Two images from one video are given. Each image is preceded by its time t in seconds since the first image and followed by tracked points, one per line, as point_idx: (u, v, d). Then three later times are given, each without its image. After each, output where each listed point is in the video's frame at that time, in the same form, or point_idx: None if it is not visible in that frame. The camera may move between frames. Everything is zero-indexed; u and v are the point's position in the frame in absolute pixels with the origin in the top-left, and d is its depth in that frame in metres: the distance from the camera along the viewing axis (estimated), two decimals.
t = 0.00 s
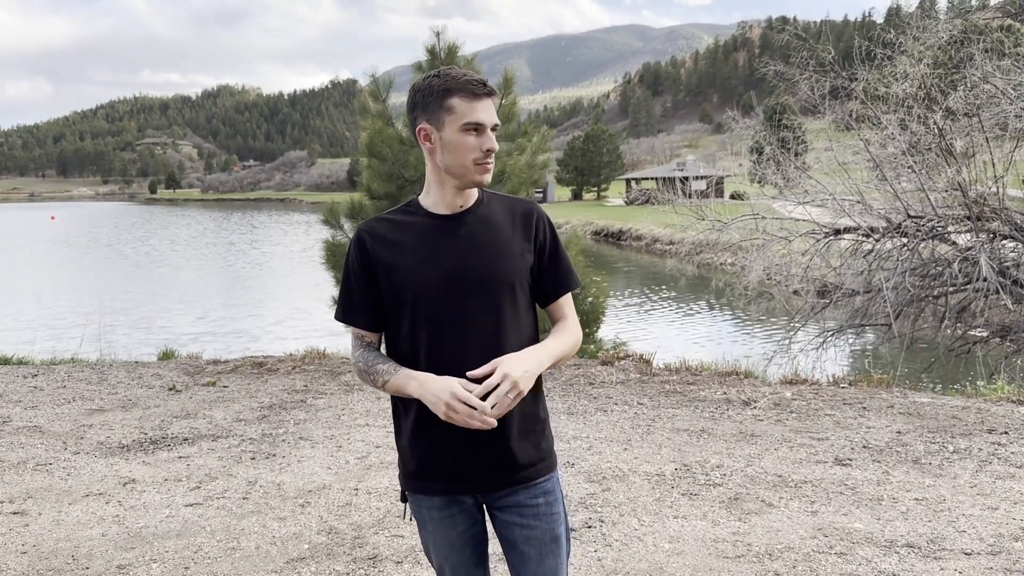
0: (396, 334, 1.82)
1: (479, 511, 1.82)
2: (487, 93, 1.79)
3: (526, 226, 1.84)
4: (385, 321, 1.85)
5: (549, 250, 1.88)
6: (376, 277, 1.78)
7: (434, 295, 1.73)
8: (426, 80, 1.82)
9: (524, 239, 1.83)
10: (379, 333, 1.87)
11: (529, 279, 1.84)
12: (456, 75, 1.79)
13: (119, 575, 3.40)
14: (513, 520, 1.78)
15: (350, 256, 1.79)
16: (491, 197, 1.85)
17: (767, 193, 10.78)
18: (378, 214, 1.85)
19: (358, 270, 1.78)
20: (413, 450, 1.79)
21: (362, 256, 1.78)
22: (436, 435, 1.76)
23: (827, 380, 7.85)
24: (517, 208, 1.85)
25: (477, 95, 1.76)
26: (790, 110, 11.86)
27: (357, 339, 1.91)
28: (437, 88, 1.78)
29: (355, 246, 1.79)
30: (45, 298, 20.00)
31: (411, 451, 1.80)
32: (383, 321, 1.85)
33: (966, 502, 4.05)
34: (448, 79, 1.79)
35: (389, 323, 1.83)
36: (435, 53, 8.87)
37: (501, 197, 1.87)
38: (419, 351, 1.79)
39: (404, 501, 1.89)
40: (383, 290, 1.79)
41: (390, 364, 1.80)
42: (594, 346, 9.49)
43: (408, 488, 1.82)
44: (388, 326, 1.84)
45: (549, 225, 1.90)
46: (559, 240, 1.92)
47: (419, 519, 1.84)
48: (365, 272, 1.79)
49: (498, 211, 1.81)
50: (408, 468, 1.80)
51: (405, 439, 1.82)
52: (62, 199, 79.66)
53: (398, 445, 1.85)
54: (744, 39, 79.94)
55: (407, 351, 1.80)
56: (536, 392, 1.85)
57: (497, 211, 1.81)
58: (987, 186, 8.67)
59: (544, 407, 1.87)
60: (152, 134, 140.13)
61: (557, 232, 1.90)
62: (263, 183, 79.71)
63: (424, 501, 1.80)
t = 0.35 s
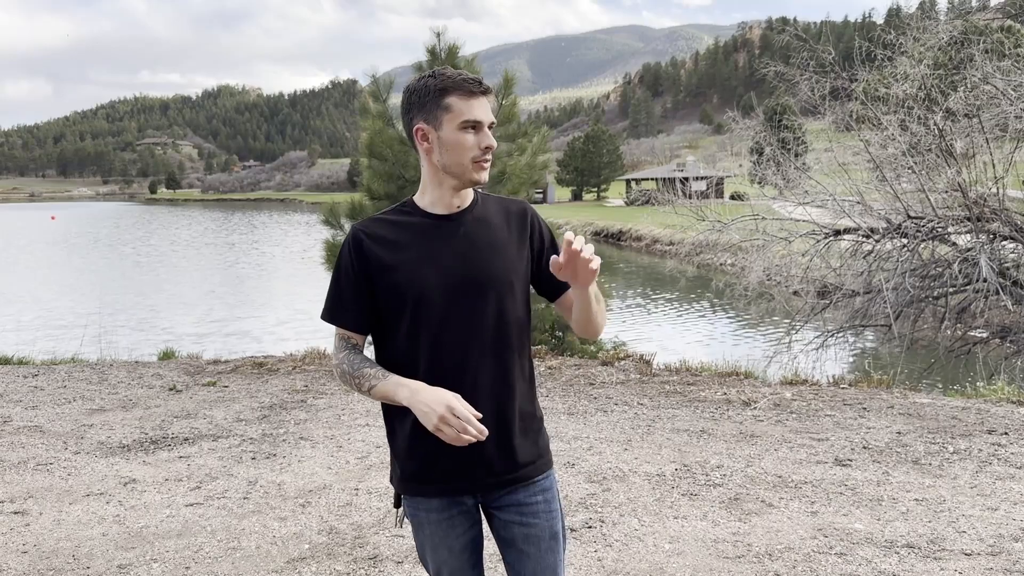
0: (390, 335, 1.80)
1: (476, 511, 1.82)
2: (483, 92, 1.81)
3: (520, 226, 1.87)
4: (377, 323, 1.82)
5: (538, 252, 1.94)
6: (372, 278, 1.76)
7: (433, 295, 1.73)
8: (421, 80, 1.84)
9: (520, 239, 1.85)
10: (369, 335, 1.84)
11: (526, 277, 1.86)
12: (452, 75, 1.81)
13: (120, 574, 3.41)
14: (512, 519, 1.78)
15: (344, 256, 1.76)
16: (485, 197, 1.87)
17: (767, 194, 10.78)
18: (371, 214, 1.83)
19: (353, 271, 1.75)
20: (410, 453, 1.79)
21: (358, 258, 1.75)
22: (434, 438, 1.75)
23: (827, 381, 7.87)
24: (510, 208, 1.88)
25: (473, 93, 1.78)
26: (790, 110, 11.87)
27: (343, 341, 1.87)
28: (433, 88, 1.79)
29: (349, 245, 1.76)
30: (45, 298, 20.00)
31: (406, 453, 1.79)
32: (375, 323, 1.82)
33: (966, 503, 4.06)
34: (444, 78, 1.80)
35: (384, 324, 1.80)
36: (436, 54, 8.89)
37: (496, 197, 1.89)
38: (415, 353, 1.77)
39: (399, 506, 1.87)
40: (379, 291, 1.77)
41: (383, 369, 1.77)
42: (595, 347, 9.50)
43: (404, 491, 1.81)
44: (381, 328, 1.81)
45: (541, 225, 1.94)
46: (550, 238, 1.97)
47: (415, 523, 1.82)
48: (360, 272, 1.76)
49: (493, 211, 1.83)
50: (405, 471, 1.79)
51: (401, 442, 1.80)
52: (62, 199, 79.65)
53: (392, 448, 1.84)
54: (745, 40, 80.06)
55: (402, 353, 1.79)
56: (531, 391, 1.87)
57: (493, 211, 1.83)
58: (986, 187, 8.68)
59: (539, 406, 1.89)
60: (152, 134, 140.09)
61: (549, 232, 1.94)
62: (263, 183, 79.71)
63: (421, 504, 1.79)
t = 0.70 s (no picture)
0: (388, 334, 1.82)
1: (469, 513, 1.82)
2: (453, 90, 1.78)
3: (522, 223, 1.84)
4: (377, 321, 1.85)
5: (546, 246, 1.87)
6: (369, 277, 1.79)
7: (426, 294, 1.73)
8: (404, 86, 1.87)
9: (520, 237, 1.83)
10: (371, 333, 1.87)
11: (527, 275, 1.83)
12: (425, 78, 1.81)
13: (120, 573, 3.41)
14: (503, 522, 1.78)
15: (343, 255, 1.80)
16: (485, 197, 1.85)
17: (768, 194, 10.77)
18: (373, 215, 1.86)
19: (350, 270, 1.79)
20: (404, 451, 1.80)
21: (355, 258, 1.79)
22: (427, 436, 1.77)
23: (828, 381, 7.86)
24: (511, 206, 1.86)
25: (443, 92, 1.77)
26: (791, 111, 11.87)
27: (348, 338, 1.91)
28: (406, 92, 1.81)
29: (348, 245, 1.80)
30: (46, 298, 20.00)
31: (402, 451, 1.81)
32: (375, 321, 1.85)
33: (966, 503, 4.06)
34: (418, 82, 1.81)
35: (381, 322, 1.83)
36: (437, 54, 8.89)
37: (497, 196, 1.88)
38: (411, 352, 1.78)
39: (395, 504, 1.89)
40: (376, 290, 1.80)
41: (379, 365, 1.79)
42: (595, 347, 9.50)
43: (399, 488, 1.83)
44: (381, 326, 1.84)
45: (549, 220, 1.89)
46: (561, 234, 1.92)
47: (409, 520, 1.85)
48: (359, 272, 1.79)
49: (492, 210, 1.82)
50: (399, 469, 1.81)
51: (396, 439, 1.83)
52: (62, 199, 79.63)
53: (390, 445, 1.87)
54: (745, 40, 80.07)
55: (400, 351, 1.80)
56: (531, 392, 1.84)
57: (491, 212, 1.82)
58: (987, 188, 8.69)
59: (538, 409, 1.86)
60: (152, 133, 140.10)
61: (557, 229, 1.89)
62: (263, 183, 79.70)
63: (414, 502, 1.81)
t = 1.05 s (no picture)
0: (392, 331, 1.83)
1: (474, 511, 1.82)
2: (446, 92, 1.79)
3: (523, 224, 1.83)
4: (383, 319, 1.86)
5: (548, 247, 1.86)
6: (373, 275, 1.81)
7: (427, 293, 1.74)
8: (404, 89, 1.90)
9: (522, 236, 1.82)
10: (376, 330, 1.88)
11: (529, 274, 1.83)
12: (422, 80, 1.83)
13: (120, 573, 3.41)
14: (507, 521, 1.77)
15: (349, 254, 1.82)
16: (488, 197, 1.85)
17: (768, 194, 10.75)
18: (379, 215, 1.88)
19: (355, 269, 1.81)
20: (409, 449, 1.81)
21: (360, 256, 1.81)
22: (431, 434, 1.77)
23: (827, 381, 7.86)
24: (513, 206, 1.85)
25: (435, 95, 1.78)
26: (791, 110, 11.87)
27: (355, 336, 1.93)
28: (403, 96, 1.84)
29: (353, 243, 1.82)
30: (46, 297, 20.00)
31: (406, 447, 1.82)
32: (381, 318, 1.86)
33: (966, 503, 4.06)
34: (415, 85, 1.83)
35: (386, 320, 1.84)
36: (437, 53, 8.89)
37: (500, 195, 1.87)
38: (413, 351, 1.80)
39: (403, 501, 1.90)
40: (380, 289, 1.81)
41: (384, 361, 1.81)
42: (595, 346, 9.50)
43: (404, 485, 1.83)
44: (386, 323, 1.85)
45: (550, 220, 1.88)
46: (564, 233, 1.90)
47: (415, 517, 1.85)
48: (363, 271, 1.81)
49: (494, 210, 1.81)
50: (404, 466, 1.82)
51: (401, 437, 1.84)
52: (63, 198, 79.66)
53: (396, 442, 1.88)
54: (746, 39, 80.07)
55: (404, 348, 1.81)
56: (536, 391, 1.83)
57: (493, 211, 1.81)
58: (987, 188, 8.69)
59: (543, 408, 1.85)
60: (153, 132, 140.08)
61: (559, 228, 1.87)
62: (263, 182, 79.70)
63: (419, 499, 1.81)
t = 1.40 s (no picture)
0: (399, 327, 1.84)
1: (477, 507, 1.82)
2: (460, 88, 1.79)
3: (528, 222, 1.83)
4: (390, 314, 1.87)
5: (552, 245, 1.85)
6: (381, 272, 1.82)
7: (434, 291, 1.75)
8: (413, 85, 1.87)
9: (527, 235, 1.81)
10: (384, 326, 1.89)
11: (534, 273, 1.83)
12: (434, 75, 1.82)
13: (121, 571, 3.41)
14: (510, 518, 1.78)
15: (357, 250, 1.83)
16: (494, 194, 1.85)
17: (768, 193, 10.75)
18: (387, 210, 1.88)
19: (364, 266, 1.82)
20: (414, 445, 1.81)
21: (368, 252, 1.82)
22: (436, 430, 1.78)
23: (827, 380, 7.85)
24: (519, 204, 1.85)
25: (448, 91, 1.78)
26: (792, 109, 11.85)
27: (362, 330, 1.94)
28: (414, 93, 1.83)
29: (362, 240, 1.83)
30: (46, 296, 19.99)
31: (411, 442, 1.82)
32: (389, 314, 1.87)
33: (966, 502, 4.06)
34: (427, 79, 1.82)
35: (392, 316, 1.85)
36: (438, 52, 8.89)
37: (505, 192, 1.87)
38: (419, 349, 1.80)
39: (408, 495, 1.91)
40: (388, 286, 1.82)
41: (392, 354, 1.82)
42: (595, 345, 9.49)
43: (409, 480, 1.84)
44: (392, 319, 1.86)
45: (554, 218, 1.87)
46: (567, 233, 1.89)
47: (419, 512, 1.85)
48: (371, 268, 1.82)
49: (500, 209, 1.81)
50: (410, 462, 1.82)
51: (407, 432, 1.84)
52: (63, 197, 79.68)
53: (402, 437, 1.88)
54: (746, 39, 80.07)
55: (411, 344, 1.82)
56: (540, 390, 1.83)
57: (500, 210, 1.81)
58: (988, 187, 8.68)
59: (548, 406, 1.84)
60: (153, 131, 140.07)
61: (563, 228, 1.86)
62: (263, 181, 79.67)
63: (424, 494, 1.82)
